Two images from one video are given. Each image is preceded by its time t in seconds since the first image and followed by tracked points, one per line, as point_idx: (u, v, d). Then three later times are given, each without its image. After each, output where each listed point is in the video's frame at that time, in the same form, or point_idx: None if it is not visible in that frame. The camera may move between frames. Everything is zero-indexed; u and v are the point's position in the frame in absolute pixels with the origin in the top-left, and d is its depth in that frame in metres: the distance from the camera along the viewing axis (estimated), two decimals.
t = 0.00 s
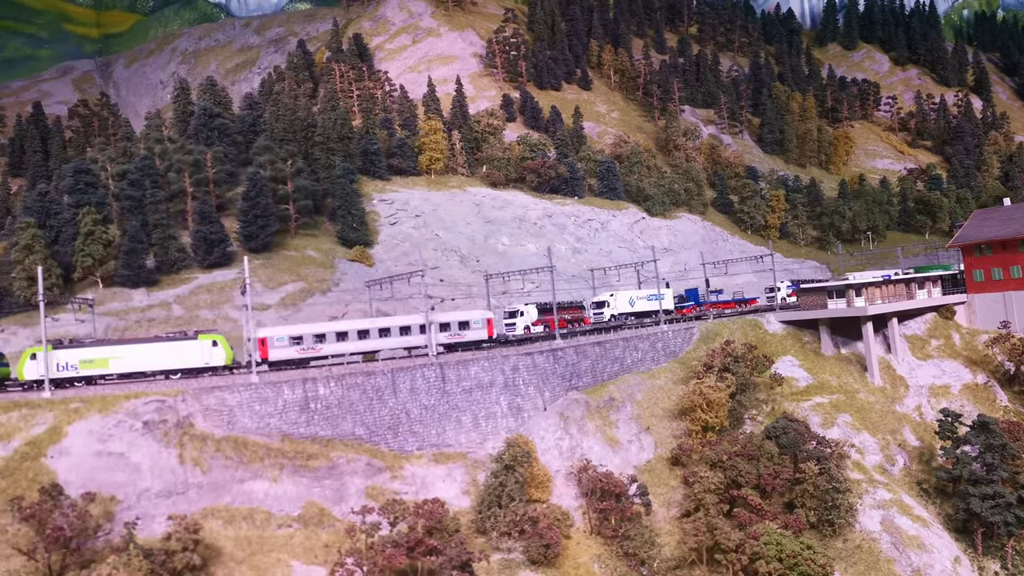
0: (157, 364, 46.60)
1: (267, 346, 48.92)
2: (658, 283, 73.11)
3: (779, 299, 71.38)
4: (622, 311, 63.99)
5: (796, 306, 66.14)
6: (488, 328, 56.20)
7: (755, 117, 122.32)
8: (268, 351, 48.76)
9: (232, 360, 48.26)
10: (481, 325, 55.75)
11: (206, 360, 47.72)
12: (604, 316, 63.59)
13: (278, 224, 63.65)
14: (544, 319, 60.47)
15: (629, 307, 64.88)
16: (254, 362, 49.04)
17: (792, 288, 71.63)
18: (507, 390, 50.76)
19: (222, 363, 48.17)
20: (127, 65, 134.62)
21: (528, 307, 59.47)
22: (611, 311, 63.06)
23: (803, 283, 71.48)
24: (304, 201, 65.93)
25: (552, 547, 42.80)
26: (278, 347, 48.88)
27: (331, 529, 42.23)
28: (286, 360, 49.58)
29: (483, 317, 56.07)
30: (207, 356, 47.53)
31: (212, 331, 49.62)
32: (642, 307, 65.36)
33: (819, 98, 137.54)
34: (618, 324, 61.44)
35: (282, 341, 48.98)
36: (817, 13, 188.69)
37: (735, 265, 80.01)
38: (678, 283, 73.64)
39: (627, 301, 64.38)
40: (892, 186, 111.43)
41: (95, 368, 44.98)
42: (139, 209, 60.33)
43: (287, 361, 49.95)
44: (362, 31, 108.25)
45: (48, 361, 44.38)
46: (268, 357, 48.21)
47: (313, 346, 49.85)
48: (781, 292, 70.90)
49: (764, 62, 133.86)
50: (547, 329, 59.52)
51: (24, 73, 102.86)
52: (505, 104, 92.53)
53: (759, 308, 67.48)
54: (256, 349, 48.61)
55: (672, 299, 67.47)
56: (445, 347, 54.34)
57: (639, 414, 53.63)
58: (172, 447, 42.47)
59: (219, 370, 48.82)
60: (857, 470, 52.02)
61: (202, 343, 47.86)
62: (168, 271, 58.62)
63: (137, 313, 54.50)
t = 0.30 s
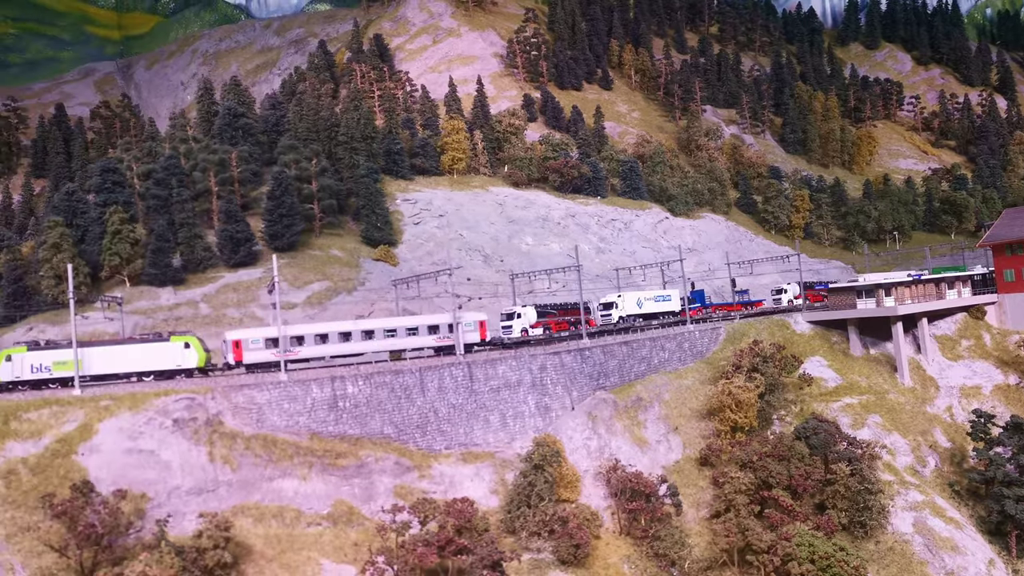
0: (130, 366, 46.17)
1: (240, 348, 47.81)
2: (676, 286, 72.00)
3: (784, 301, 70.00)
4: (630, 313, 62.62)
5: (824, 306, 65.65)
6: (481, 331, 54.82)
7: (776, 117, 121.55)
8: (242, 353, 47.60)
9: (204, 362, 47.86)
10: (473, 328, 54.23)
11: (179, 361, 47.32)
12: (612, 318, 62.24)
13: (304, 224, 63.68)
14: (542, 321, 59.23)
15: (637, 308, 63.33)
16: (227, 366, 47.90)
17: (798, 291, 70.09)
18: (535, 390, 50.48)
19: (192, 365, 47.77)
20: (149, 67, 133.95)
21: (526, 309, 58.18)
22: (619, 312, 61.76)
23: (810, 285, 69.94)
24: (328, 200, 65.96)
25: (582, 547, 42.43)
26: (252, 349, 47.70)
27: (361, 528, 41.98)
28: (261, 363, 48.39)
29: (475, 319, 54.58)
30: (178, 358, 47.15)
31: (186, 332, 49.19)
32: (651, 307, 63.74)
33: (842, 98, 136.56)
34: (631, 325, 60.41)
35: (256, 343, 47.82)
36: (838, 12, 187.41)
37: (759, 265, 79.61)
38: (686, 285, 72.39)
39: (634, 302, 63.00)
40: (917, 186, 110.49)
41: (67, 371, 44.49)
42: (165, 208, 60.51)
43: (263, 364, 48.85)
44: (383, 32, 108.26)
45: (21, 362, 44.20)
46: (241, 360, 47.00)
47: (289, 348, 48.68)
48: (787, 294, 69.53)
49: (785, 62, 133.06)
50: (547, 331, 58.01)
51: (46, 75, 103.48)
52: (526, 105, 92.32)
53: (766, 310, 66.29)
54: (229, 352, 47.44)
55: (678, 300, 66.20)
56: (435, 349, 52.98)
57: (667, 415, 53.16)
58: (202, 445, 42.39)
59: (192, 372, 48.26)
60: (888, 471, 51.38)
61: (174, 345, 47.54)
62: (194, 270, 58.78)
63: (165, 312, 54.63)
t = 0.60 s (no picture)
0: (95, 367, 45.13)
1: (209, 351, 47.01)
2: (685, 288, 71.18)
3: (786, 303, 68.82)
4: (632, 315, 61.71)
5: (848, 306, 65.26)
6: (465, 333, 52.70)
7: (798, 115, 120.67)
8: (211, 356, 46.84)
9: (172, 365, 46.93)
10: (457, 332, 52.15)
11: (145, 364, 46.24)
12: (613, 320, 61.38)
13: (326, 222, 63.83)
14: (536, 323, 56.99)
15: (640, 311, 62.30)
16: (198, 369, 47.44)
17: (800, 293, 68.29)
18: (558, 390, 50.30)
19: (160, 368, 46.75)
20: (169, 66, 134.08)
21: (516, 312, 56.27)
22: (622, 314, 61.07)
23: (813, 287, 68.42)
24: (350, 199, 66.12)
25: (606, 549, 42.26)
26: (220, 352, 46.92)
27: (384, 527, 41.96)
28: (231, 365, 47.58)
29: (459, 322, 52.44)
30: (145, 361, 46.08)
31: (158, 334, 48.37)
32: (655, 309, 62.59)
33: (863, 97, 135.49)
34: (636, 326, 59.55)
35: (224, 346, 46.87)
36: (860, 10, 186.05)
37: (781, 265, 79.18)
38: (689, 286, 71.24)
39: (637, 304, 61.78)
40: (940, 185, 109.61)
41: (37, 373, 44.52)
42: (189, 208, 60.78)
43: (235, 366, 48.15)
44: (403, 31, 108.18)
45: None
46: (208, 363, 46.32)
47: (259, 351, 47.58)
48: (789, 296, 68.19)
49: (807, 61, 132.16)
50: (540, 334, 56.64)
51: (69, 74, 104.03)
52: (546, 104, 92.12)
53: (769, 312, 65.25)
54: (197, 354, 46.90)
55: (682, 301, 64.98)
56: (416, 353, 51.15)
57: (690, 415, 52.83)
58: (226, 444, 42.50)
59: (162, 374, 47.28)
60: (913, 473, 50.85)
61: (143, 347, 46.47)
62: (218, 268, 59.07)
63: (189, 310, 54.90)
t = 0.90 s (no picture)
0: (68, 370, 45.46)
1: (178, 352, 47.56)
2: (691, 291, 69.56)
3: (787, 305, 68.04)
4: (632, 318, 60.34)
5: (870, 306, 64.96)
6: (443, 336, 51.86)
7: (818, 114, 119.91)
8: (179, 357, 47.42)
9: (141, 366, 46.90)
10: (433, 335, 51.32)
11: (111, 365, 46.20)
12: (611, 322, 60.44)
13: (347, 222, 64.09)
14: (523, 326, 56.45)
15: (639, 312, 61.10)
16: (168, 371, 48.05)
17: (800, 294, 67.35)
18: (580, 389, 50.28)
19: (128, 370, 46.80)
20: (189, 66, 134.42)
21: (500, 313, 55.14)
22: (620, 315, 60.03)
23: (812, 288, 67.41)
24: (370, 198, 66.36)
25: (628, 549, 42.21)
26: (188, 354, 47.33)
27: (407, 526, 42.07)
28: (200, 367, 47.98)
29: (436, 325, 51.65)
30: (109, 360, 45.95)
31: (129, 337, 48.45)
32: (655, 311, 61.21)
33: (884, 95, 134.52)
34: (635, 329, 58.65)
35: (191, 347, 47.33)
36: (880, 8, 184.68)
37: (802, 265, 78.86)
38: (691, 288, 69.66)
39: (636, 305, 60.50)
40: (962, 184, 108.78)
41: (13, 375, 45.02)
42: (212, 206, 61.49)
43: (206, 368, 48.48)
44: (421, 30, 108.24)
45: None
46: (175, 364, 46.87)
47: (228, 354, 47.84)
48: (788, 298, 67.32)
49: (827, 59, 131.33)
50: (527, 337, 55.83)
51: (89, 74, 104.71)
52: (564, 103, 92.03)
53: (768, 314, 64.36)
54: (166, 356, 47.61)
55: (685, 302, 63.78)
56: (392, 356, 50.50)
57: (712, 416, 52.67)
58: (251, 442, 42.78)
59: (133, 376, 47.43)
60: (937, 475, 50.42)
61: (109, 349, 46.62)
62: (240, 267, 59.46)
63: (212, 309, 55.30)
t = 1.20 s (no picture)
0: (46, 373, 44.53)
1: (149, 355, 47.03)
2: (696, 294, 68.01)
3: (790, 307, 66.85)
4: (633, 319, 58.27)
5: (895, 307, 64.56)
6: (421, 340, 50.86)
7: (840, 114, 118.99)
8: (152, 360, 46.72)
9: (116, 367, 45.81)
10: (411, 337, 50.23)
11: (85, 367, 45.12)
12: (608, 324, 58.51)
13: (370, 221, 64.41)
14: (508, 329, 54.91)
15: (640, 314, 59.13)
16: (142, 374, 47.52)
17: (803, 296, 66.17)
18: (603, 389, 50.20)
19: (105, 371, 45.79)
20: (211, 67, 132.31)
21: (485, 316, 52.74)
22: (617, 317, 58.18)
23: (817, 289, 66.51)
24: (393, 198, 66.64)
25: (652, 549, 42.13)
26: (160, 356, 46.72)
27: (432, 524, 42.24)
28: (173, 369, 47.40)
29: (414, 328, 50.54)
30: (84, 361, 44.85)
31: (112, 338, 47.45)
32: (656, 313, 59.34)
33: (907, 94, 133.36)
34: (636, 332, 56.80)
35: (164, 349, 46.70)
36: (903, 7, 183.07)
37: (825, 265, 78.44)
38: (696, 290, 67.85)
39: (636, 306, 58.57)
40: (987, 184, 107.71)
41: None
42: (236, 207, 61.37)
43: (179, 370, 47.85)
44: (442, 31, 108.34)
45: None
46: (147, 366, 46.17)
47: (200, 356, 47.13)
48: (793, 299, 66.17)
49: (850, 58, 130.33)
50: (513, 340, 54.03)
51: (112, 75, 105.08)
52: (585, 103, 91.88)
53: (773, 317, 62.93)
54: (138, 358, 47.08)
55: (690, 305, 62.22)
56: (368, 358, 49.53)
57: (735, 416, 52.46)
58: (277, 440, 43.07)
59: (110, 377, 46.40)
60: (963, 477, 49.94)
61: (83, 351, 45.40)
62: (264, 267, 59.96)
63: (237, 308, 55.75)
